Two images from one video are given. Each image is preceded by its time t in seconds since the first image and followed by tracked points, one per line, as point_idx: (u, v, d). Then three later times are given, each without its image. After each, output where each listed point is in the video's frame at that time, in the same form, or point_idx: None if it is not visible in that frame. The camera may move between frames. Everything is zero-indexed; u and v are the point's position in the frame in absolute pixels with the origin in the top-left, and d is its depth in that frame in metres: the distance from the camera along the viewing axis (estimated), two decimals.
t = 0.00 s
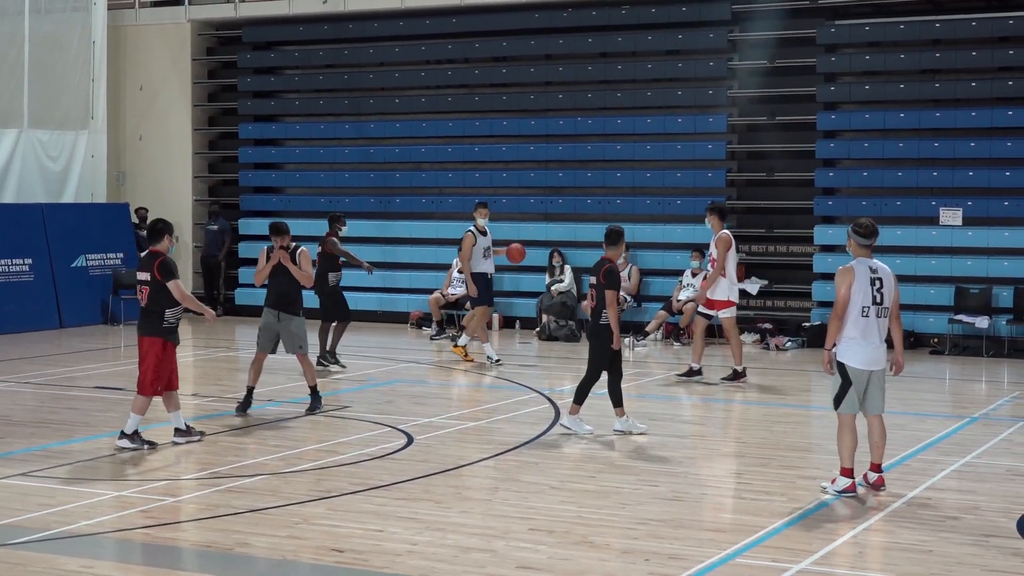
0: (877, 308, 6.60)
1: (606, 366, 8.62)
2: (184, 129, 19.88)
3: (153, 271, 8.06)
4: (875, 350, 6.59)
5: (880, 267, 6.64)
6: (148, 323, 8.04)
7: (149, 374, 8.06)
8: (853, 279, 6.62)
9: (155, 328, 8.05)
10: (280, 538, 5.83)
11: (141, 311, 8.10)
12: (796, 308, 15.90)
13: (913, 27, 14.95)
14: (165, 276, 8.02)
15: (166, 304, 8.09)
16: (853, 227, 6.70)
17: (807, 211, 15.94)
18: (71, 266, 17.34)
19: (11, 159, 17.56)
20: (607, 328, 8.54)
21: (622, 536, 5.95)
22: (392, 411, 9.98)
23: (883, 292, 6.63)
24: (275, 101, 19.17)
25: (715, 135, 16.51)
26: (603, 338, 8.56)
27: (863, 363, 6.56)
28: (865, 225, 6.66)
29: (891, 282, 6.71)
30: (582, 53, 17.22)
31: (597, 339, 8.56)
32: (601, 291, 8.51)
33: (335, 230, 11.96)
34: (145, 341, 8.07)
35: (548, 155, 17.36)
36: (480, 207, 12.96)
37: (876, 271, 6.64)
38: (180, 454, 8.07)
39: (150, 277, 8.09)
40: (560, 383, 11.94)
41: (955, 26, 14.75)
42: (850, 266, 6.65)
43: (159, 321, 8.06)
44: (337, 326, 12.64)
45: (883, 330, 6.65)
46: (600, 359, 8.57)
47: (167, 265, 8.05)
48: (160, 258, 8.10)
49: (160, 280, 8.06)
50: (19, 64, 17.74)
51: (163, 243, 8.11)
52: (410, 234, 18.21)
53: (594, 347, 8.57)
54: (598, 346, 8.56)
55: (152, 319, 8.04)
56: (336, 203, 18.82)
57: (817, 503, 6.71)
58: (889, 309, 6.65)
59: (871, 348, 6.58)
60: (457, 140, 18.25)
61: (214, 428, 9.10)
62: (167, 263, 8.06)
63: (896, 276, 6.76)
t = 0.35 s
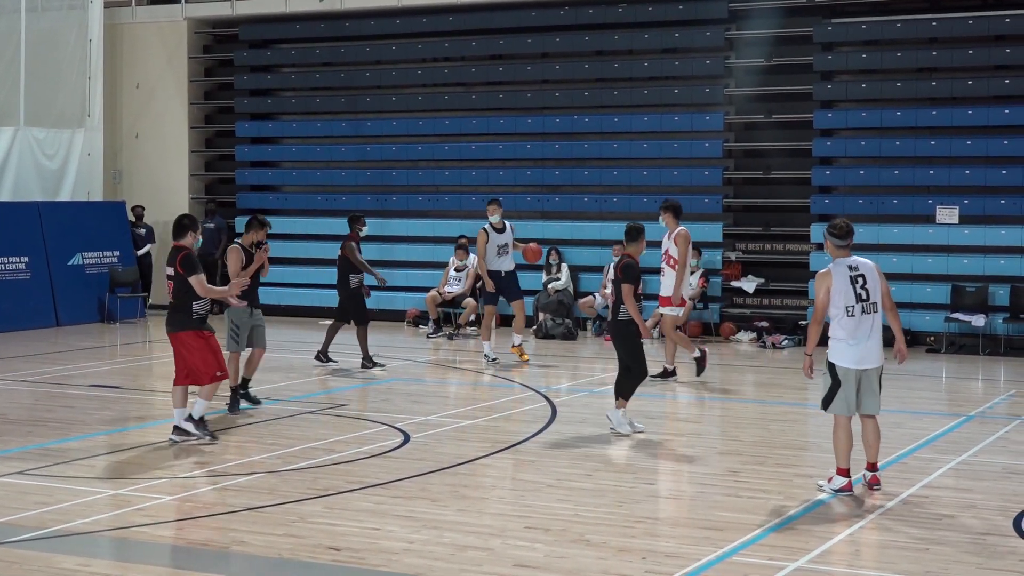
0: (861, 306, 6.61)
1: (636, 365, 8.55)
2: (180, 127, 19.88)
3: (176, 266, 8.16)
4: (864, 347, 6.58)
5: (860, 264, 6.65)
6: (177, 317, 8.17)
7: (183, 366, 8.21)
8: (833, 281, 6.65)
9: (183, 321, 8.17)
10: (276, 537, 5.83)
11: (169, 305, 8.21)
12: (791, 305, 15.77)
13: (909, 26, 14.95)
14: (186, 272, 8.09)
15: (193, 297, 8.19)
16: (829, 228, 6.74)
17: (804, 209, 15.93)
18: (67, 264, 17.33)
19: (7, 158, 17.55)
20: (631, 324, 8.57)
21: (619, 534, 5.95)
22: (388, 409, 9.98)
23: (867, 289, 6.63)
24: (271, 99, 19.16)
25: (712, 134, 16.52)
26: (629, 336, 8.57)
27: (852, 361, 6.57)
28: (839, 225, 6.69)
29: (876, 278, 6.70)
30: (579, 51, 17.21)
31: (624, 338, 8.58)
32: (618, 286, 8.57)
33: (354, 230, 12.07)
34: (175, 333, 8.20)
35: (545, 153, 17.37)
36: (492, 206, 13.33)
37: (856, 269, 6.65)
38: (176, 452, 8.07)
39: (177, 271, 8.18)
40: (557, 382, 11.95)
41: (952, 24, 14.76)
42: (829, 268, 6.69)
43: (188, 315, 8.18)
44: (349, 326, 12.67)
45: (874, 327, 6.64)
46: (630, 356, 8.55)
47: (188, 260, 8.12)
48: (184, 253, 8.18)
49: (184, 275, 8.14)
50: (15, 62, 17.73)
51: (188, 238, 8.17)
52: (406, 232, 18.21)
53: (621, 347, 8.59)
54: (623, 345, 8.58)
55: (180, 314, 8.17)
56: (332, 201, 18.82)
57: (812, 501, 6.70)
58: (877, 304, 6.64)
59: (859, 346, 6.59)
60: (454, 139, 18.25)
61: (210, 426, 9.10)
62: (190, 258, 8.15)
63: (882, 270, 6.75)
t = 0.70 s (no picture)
0: (869, 305, 6.58)
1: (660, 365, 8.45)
2: (179, 126, 19.88)
3: (211, 268, 8.16)
4: (868, 347, 6.54)
5: (871, 263, 6.63)
6: (211, 318, 8.18)
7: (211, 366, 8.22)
8: (843, 277, 6.62)
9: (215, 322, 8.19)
10: (276, 535, 5.83)
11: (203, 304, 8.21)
12: (790, 304, 15.83)
13: (908, 24, 14.94)
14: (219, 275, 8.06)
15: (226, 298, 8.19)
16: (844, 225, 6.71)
17: (801, 208, 15.95)
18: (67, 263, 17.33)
19: (6, 156, 17.54)
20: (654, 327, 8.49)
21: (618, 532, 5.96)
22: (387, 408, 9.98)
23: (876, 288, 6.61)
24: (270, 98, 19.16)
25: (711, 132, 16.52)
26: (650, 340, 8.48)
27: (856, 360, 6.53)
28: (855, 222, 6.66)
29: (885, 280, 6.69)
30: (578, 50, 17.21)
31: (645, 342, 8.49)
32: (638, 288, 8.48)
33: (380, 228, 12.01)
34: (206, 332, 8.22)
35: (544, 152, 17.35)
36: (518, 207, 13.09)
37: (867, 268, 6.63)
38: (175, 451, 8.07)
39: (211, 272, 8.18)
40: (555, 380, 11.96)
41: (951, 23, 14.76)
42: (840, 264, 6.66)
43: (221, 317, 8.19)
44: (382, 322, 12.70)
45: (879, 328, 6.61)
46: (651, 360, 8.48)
47: (222, 264, 8.09)
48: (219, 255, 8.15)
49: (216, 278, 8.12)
50: (14, 61, 17.73)
51: (225, 239, 8.16)
52: (405, 231, 18.20)
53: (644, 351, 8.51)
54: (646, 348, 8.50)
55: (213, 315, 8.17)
56: (331, 200, 18.82)
57: (813, 499, 6.71)
58: (884, 306, 6.62)
59: (864, 345, 6.54)
60: (453, 137, 18.25)
61: (209, 425, 9.10)
62: (223, 261, 8.12)
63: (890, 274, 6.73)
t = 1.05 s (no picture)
0: (871, 301, 6.55)
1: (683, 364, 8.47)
2: (180, 124, 19.87)
3: (247, 261, 8.21)
4: (871, 344, 6.53)
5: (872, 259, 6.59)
6: (240, 312, 8.27)
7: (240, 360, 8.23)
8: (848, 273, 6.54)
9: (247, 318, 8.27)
10: (276, 533, 5.82)
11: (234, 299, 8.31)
12: (792, 302, 15.89)
13: (909, 21, 14.96)
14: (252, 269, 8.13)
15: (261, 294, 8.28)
16: (845, 221, 6.64)
17: (802, 206, 15.98)
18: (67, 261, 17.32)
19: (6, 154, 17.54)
20: (676, 326, 8.47)
21: (619, 530, 5.95)
22: (388, 406, 9.98)
23: (876, 285, 6.58)
24: (270, 96, 19.15)
25: (711, 130, 16.52)
26: (674, 339, 8.46)
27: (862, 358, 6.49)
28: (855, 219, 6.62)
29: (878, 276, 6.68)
30: (578, 48, 17.19)
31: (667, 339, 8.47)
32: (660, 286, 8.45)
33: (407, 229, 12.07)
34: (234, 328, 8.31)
35: (544, 149, 17.33)
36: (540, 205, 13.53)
37: (868, 264, 6.58)
38: (175, 449, 8.06)
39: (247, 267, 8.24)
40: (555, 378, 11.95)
41: (952, 20, 14.76)
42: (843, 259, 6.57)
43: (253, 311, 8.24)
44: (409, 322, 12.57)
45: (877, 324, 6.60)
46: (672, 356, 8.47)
47: (256, 254, 8.14)
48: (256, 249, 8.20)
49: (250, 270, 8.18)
50: (14, 59, 17.73)
51: (262, 235, 8.21)
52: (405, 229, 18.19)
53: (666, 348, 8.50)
54: (666, 346, 8.48)
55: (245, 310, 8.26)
56: (331, 198, 18.81)
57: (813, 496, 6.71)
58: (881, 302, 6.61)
59: (867, 342, 6.52)
60: (453, 135, 18.25)
61: (209, 423, 9.09)
62: (259, 254, 8.16)
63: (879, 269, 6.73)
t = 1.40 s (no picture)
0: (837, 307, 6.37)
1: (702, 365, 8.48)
2: (180, 121, 19.88)
3: (276, 261, 8.32)
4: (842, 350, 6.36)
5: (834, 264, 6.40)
6: (274, 312, 8.20)
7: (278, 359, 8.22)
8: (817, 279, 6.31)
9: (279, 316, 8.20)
10: (276, 531, 5.82)
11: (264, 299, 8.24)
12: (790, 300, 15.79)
13: (909, 19, 14.95)
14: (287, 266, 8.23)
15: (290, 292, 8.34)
16: (803, 226, 6.41)
17: (802, 203, 15.97)
18: (67, 259, 17.33)
19: (6, 152, 17.54)
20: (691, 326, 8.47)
21: (619, 528, 5.95)
22: (388, 404, 9.98)
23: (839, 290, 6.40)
24: (270, 94, 19.14)
25: (711, 128, 16.51)
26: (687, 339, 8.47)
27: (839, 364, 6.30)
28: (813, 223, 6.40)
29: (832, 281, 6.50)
30: (578, 46, 17.18)
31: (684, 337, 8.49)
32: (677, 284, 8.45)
33: (432, 232, 12.05)
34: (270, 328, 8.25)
35: (544, 147, 17.32)
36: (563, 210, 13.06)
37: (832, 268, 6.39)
38: (175, 446, 8.06)
39: (275, 266, 8.34)
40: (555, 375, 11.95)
41: (952, 18, 14.75)
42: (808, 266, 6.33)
43: (285, 310, 8.20)
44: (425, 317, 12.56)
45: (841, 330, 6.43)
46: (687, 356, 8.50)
47: (288, 254, 8.25)
48: (284, 248, 8.33)
49: (283, 269, 8.27)
50: (14, 56, 17.73)
51: (287, 233, 8.34)
52: (405, 227, 18.19)
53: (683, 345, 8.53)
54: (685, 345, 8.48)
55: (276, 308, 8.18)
56: (331, 195, 18.82)
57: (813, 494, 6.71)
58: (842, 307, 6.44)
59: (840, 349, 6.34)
60: (453, 133, 18.24)
61: (209, 421, 9.09)
62: (290, 252, 8.29)
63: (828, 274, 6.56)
